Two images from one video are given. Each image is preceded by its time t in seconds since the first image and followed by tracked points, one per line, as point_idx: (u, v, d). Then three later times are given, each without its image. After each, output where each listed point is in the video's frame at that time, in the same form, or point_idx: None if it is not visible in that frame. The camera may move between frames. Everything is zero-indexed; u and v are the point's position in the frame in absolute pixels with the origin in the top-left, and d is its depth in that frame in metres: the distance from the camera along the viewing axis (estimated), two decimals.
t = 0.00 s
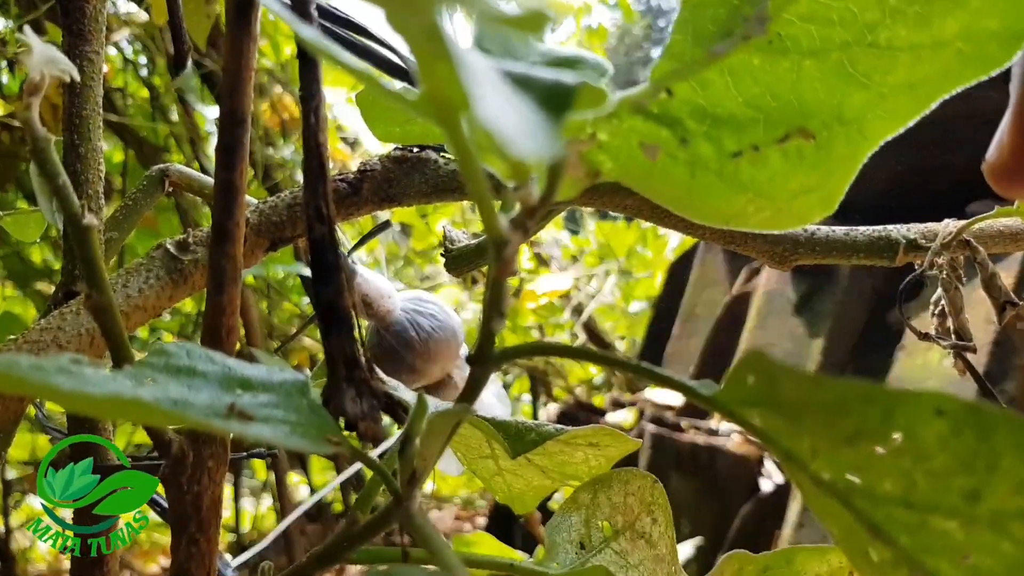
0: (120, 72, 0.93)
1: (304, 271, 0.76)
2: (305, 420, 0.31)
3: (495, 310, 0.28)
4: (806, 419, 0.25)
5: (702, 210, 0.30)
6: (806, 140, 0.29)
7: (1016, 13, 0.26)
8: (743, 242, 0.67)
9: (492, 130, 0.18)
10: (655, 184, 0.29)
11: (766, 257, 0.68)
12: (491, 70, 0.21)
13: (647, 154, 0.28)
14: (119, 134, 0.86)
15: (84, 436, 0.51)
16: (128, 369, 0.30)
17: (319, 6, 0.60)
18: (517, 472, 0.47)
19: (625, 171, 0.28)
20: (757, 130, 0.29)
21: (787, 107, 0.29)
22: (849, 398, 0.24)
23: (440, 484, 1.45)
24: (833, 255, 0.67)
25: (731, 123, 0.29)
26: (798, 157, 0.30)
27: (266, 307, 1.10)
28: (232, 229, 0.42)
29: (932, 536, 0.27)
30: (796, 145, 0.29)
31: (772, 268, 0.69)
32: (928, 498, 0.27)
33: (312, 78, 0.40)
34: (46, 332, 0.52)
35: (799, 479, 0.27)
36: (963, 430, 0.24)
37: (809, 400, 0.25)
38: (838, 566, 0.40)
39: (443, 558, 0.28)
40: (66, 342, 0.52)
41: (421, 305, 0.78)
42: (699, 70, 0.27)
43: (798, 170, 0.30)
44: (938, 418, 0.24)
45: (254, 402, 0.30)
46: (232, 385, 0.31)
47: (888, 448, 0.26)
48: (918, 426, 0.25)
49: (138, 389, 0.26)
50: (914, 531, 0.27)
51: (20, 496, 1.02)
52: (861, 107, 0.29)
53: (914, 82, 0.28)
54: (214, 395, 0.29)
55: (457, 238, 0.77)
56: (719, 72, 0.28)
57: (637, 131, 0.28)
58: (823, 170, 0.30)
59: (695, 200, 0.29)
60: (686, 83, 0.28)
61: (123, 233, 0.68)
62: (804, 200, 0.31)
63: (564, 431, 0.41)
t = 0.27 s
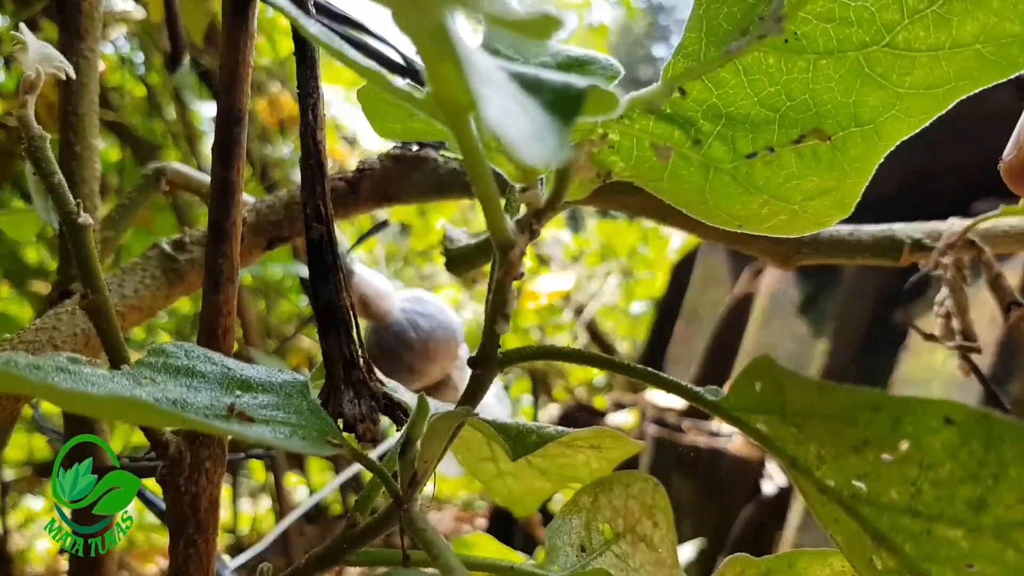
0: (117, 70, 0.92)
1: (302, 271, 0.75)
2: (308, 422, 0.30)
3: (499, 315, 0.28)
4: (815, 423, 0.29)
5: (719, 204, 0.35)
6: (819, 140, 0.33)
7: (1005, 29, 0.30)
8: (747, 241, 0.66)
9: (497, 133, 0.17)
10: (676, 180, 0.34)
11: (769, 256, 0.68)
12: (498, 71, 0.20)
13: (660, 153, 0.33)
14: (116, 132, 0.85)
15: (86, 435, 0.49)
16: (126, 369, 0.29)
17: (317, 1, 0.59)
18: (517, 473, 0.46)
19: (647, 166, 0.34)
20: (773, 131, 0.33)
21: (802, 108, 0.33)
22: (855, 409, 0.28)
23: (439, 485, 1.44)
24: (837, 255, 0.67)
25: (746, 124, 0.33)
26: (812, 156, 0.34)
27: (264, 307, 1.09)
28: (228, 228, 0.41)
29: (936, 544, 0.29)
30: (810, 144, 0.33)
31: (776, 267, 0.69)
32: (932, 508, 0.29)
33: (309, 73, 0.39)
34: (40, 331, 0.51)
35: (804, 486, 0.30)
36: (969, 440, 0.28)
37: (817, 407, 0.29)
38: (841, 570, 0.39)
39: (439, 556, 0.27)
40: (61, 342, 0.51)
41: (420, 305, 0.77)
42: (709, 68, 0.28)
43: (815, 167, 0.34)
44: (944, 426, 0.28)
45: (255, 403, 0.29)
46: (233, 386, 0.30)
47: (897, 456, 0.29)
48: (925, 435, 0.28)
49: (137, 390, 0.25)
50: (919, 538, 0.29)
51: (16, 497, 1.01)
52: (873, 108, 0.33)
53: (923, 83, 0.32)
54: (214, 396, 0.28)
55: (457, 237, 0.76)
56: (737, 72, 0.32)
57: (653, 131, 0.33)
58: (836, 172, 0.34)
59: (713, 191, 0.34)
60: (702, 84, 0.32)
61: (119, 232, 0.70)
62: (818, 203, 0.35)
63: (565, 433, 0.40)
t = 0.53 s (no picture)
0: (117, 70, 0.92)
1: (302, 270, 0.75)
2: (304, 420, 0.30)
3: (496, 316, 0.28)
4: (814, 417, 0.28)
5: (695, 216, 0.37)
6: (793, 161, 0.35)
7: (974, 87, 0.33)
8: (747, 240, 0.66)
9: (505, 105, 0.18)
10: (662, 186, 0.36)
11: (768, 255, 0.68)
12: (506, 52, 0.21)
13: (650, 158, 0.35)
14: (116, 132, 0.85)
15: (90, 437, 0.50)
16: (125, 367, 0.29)
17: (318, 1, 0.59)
18: (517, 473, 0.46)
19: (635, 170, 0.36)
20: (753, 149, 0.35)
21: (781, 128, 0.35)
22: (851, 401, 0.27)
23: (440, 485, 1.44)
24: (836, 254, 0.67)
25: (730, 139, 0.35)
26: (784, 175, 0.36)
27: (264, 307, 1.09)
28: (228, 228, 0.42)
29: (935, 537, 0.28)
30: (785, 164, 0.35)
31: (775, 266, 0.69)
32: (932, 501, 0.28)
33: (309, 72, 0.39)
34: (40, 331, 0.51)
35: (801, 478, 0.30)
36: (968, 432, 0.26)
37: (814, 400, 0.28)
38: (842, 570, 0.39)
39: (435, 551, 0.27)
40: (61, 342, 0.51)
41: (420, 305, 0.77)
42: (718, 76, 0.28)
43: (785, 189, 0.36)
44: (945, 419, 0.27)
45: (253, 402, 0.29)
46: (230, 385, 0.30)
47: (894, 449, 0.28)
48: (922, 427, 0.27)
49: (135, 388, 0.25)
50: (917, 532, 0.29)
51: (16, 497, 1.01)
52: (844, 136, 0.35)
53: (892, 122, 0.34)
54: (211, 395, 0.29)
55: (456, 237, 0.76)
56: (728, 88, 0.34)
57: (645, 137, 0.35)
58: (802, 195, 0.36)
59: (690, 202, 0.36)
60: (694, 96, 0.34)
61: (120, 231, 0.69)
62: (779, 225, 0.37)
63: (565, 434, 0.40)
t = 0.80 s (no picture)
0: (117, 71, 0.92)
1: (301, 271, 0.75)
2: (293, 417, 0.31)
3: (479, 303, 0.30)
4: (791, 398, 0.30)
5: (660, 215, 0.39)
6: (760, 168, 0.37)
7: (939, 125, 0.35)
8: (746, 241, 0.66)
9: None
10: (628, 180, 0.39)
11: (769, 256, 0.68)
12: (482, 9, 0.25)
13: (625, 152, 0.38)
14: (116, 132, 0.85)
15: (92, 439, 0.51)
16: (111, 372, 0.30)
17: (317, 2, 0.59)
18: (521, 473, 0.47)
19: (610, 165, 0.39)
20: (726, 155, 0.38)
21: (750, 137, 0.37)
22: (829, 386, 0.29)
23: (440, 485, 1.44)
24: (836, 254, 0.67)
25: (702, 144, 0.38)
26: (751, 182, 0.38)
27: (264, 307, 1.09)
28: (228, 228, 0.42)
29: (920, 522, 0.29)
30: (754, 171, 0.38)
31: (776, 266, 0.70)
32: (914, 484, 0.29)
33: (305, 73, 0.39)
34: (40, 331, 0.51)
35: (789, 464, 0.31)
36: (947, 414, 0.28)
37: (791, 382, 0.30)
38: (843, 567, 0.39)
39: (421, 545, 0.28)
40: (61, 342, 0.51)
41: (421, 304, 0.77)
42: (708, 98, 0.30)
43: (753, 196, 0.38)
44: (925, 402, 0.28)
45: (239, 399, 0.30)
46: (217, 385, 0.31)
47: (875, 432, 0.29)
48: (902, 410, 0.28)
49: (121, 390, 0.26)
50: (903, 516, 0.30)
51: (16, 497, 1.01)
52: (812, 151, 0.37)
53: (861, 147, 0.36)
54: (198, 394, 0.29)
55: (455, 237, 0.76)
56: (705, 95, 0.36)
57: (620, 132, 0.38)
58: (768, 203, 0.38)
59: (657, 202, 0.39)
60: (670, 97, 0.37)
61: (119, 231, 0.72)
62: (746, 234, 0.38)
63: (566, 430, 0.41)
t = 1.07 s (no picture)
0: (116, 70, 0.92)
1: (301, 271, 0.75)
2: (290, 409, 0.31)
3: (472, 292, 0.31)
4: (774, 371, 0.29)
5: (672, 212, 0.41)
6: (772, 167, 0.39)
7: (955, 118, 0.35)
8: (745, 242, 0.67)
9: None
10: (637, 176, 0.41)
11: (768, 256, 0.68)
12: None
13: (626, 148, 0.40)
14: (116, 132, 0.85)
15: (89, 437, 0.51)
16: (107, 364, 0.30)
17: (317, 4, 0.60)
18: (522, 478, 0.47)
19: (614, 162, 0.41)
20: (733, 153, 0.39)
21: (760, 134, 0.39)
22: (807, 350, 0.27)
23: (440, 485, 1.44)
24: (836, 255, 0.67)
25: (710, 142, 0.39)
26: (764, 182, 0.39)
27: (264, 307, 1.09)
28: (227, 227, 0.42)
29: (917, 497, 0.28)
30: (765, 169, 0.39)
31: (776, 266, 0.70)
32: (908, 455, 0.28)
33: (304, 72, 0.40)
34: (40, 331, 0.51)
35: (784, 447, 0.30)
36: (933, 373, 0.25)
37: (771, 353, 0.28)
38: (842, 563, 0.39)
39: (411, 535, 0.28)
40: (61, 342, 0.51)
41: (421, 304, 0.77)
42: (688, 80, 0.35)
43: (766, 195, 0.39)
44: (910, 363, 0.26)
45: (235, 391, 0.30)
46: (214, 377, 0.31)
47: (861, 402, 0.27)
48: (887, 373, 0.26)
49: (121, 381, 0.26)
50: (900, 493, 0.28)
51: (16, 498, 1.01)
52: (824, 146, 0.38)
53: (873, 140, 0.37)
54: (196, 386, 0.30)
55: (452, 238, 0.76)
56: (708, 89, 0.38)
57: (622, 129, 0.40)
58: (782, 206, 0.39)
59: (667, 199, 0.41)
60: (674, 92, 0.39)
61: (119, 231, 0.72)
62: (762, 241, 0.40)
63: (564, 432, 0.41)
